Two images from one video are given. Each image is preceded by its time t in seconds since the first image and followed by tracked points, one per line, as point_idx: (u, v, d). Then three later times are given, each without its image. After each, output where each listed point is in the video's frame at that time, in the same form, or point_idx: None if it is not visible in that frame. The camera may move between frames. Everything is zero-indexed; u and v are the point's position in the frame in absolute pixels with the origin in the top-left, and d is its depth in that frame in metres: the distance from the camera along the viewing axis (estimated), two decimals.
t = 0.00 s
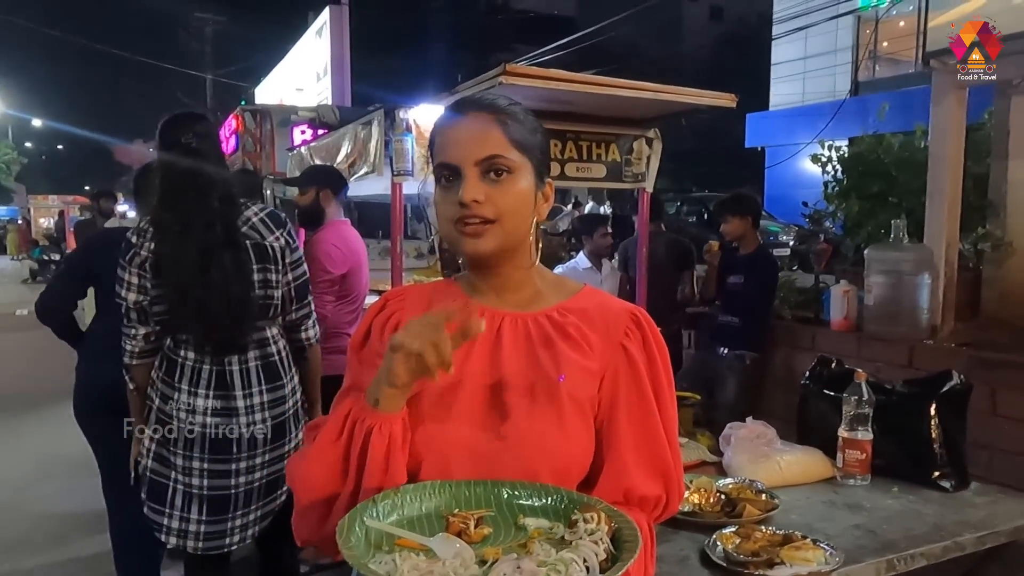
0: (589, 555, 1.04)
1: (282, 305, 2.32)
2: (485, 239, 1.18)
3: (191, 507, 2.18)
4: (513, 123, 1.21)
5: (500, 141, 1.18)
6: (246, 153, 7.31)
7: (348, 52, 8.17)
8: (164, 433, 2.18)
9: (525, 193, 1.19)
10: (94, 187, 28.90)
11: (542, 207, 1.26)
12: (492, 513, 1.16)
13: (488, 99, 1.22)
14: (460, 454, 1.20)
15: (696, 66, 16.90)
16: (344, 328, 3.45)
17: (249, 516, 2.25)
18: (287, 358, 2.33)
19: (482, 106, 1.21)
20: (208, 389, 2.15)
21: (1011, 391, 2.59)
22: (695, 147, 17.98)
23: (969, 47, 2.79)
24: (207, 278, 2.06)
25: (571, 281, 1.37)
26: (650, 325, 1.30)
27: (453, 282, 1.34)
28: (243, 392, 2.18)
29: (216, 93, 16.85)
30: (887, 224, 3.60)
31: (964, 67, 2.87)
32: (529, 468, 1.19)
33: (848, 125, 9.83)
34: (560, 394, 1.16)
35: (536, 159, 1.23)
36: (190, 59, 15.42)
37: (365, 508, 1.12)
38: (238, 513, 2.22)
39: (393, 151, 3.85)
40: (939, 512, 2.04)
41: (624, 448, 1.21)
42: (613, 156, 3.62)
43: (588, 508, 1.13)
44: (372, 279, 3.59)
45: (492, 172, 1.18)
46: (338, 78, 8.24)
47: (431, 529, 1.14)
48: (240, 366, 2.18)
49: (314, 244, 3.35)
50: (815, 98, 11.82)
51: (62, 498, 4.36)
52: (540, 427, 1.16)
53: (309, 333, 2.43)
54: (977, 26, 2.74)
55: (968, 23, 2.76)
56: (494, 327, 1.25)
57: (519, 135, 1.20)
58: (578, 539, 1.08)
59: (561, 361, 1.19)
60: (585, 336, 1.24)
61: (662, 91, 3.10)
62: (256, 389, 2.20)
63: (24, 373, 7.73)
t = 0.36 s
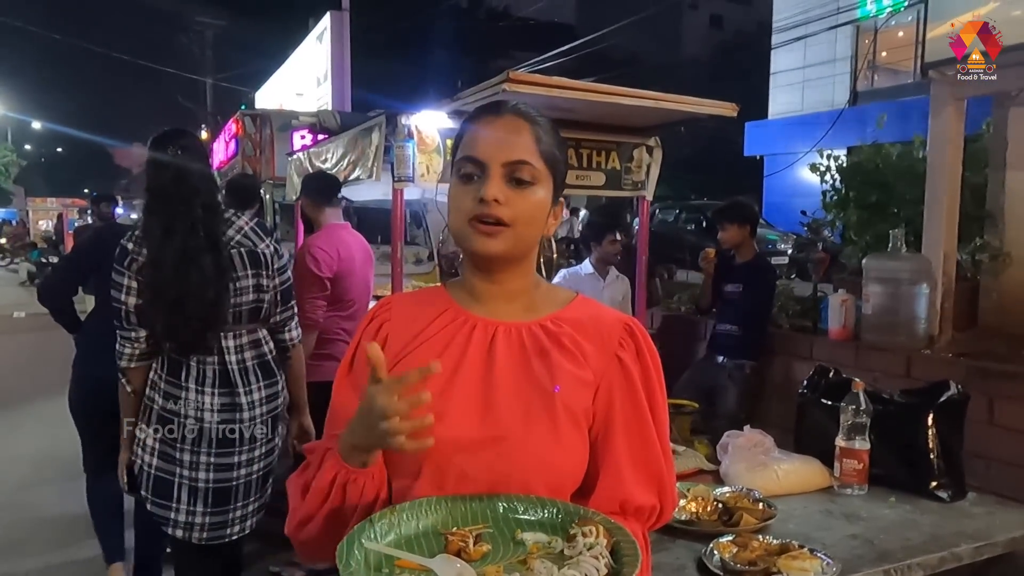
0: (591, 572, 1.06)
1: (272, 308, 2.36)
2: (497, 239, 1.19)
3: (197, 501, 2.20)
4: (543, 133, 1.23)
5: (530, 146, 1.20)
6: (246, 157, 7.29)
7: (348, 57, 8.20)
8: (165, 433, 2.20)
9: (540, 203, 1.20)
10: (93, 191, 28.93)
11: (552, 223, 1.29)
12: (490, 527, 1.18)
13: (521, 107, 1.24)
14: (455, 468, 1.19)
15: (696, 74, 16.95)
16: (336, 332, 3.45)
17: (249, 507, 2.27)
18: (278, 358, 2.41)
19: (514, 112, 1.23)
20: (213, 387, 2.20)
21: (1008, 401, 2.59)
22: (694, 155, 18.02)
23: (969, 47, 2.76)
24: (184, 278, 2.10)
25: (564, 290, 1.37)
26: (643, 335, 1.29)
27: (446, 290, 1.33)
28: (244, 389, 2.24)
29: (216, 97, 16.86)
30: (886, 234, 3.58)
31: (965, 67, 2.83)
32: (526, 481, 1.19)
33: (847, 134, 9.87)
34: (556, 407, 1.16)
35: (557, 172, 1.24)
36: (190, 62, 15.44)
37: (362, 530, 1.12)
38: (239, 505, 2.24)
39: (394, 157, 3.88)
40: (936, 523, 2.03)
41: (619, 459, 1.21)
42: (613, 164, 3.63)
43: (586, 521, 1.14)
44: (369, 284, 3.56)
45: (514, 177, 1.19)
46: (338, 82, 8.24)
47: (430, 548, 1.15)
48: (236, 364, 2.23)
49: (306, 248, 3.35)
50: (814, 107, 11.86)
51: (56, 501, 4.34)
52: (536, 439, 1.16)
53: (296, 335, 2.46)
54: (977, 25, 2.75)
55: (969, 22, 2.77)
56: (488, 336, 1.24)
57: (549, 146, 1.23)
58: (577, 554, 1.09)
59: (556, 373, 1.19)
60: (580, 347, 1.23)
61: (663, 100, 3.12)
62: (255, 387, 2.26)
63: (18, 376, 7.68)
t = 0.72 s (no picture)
0: (587, 568, 1.05)
1: (264, 312, 2.41)
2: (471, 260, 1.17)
3: (200, 485, 2.30)
4: (512, 141, 1.21)
5: (496, 156, 1.18)
6: (246, 162, 7.30)
7: (349, 62, 8.22)
8: (165, 432, 2.28)
9: (512, 212, 1.18)
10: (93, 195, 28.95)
11: (531, 229, 1.25)
12: (484, 529, 1.17)
13: (490, 115, 1.23)
14: (449, 472, 1.19)
15: (696, 81, 16.99)
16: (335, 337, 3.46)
17: (253, 489, 2.37)
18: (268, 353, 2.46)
19: (482, 121, 1.22)
20: (210, 385, 2.26)
21: (1007, 410, 2.59)
22: (694, 162, 18.06)
23: (969, 46, 2.78)
24: (195, 277, 2.17)
25: (554, 297, 1.37)
26: (632, 342, 1.30)
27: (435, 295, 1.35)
28: (239, 386, 2.30)
29: (217, 103, 16.89)
30: (885, 242, 3.59)
31: (964, 67, 2.83)
32: (518, 487, 1.19)
33: (846, 142, 9.90)
34: (548, 413, 1.16)
35: (530, 180, 1.22)
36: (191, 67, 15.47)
37: (359, 531, 1.11)
38: (241, 488, 2.34)
39: (396, 163, 3.87)
40: (935, 531, 2.03)
41: (611, 460, 1.21)
42: (614, 171, 3.64)
43: (580, 522, 1.14)
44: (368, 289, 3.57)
45: (482, 188, 1.18)
46: (339, 87, 8.26)
47: (427, 549, 1.15)
48: (231, 361, 2.28)
49: (308, 253, 3.34)
50: (813, 114, 11.90)
51: (54, 506, 4.33)
52: (528, 446, 1.15)
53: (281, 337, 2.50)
54: (977, 25, 2.79)
55: (969, 22, 2.82)
56: (480, 344, 1.25)
57: (517, 152, 1.20)
58: (573, 554, 1.09)
59: (548, 380, 1.18)
60: (571, 353, 1.23)
61: (668, 107, 3.13)
62: (249, 382, 2.32)
63: (16, 381, 7.67)
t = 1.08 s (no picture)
0: (595, 571, 1.05)
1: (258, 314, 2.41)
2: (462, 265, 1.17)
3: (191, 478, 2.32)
4: (502, 145, 1.21)
5: (486, 160, 1.18)
6: (251, 165, 7.32)
7: (353, 66, 8.24)
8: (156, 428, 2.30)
9: (502, 218, 1.18)
10: (98, 198, 29.03)
11: (524, 233, 1.24)
12: (489, 533, 1.17)
13: (481, 121, 1.23)
14: (452, 472, 1.19)
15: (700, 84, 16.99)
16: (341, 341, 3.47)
17: (242, 484, 2.37)
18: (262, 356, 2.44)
19: (473, 127, 1.22)
20: (200, 384, 2.27)
21: (1012, 413, 2.58)
22: (697, 165, 18.06)
23: (969, 47, 2.80)
24: (190, 279, 2.17)
25: (551, 299, 1.37)
26: (630, 342, 1.31)
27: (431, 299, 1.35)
28: (229, 385, 2.30)
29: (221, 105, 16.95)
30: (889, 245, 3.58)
31: (964, 68, 2.83)
32: (521, 488, 1.19)
33: (850, 145, 9.89)
34: (550, 414, 1.16)
35: (521, 185, 1.22)
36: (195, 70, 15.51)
37: (366, 539, 1.10)
38: (231, 482, 2.34)
39: (399, 166, 3.86)
40: (941, 535, 2.03)
41: (612, 460, 1.21)
42: (617, 174, 3.64)
43: (585, 524, 1.14)
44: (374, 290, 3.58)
45: (472, 194, 1.18)
46: (343, 90, 8.28)
47: (433, 555, 1.14)
48: (223, 361, 2.29)
49: (314, 257, 3.35)
50: (817, 117, 11.90)
51: (58, 508, 4.33)
52: (531, 445, 1.15)
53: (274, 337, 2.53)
54: (977, 26, 2.80)
55: (969, 23, 2.82)
56: (480, 345, 1.26)
57: (507, 156, 1.20)
58: (580, 556, 1.09)
59: (549, 381, 1.18)
60: (571, 354, 1.24)
61: (668, 110, 3.12)
62: (240, 383, 2.32)
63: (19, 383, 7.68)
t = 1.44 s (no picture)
0: (604, 565, 1.06)
1: (245, 313, 2.41)
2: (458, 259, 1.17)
3: (174, 476, 2.30)
4: (500, 142, 1.21)
5: (484, 158, 1.19)
6: (252, 164, 7.31)
7: (355, 65, 8.24)
8: (138, 425, 2.30)
9: (500, 214, 1.19)
10: (100, 198, 29.05)
11: (520, 230, 1.25)
12: (493, 530, 1.17)
13: (479, 117, 1.23)
14: (451, 471, 1.19)
15: (701, 83, 16.98)
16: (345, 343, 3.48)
17: (230, 483, 2.35)
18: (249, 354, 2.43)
19: (470, 124, 1.22)
20: (179, 383, 2.26)
21: (1015, 411, 2.58)
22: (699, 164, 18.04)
23: (968, 46, 2.79)
24: (169, 280, 2.17)
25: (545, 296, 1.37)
26: (625, 338, 1.31)
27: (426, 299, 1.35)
28: (210, 384, 2.28)
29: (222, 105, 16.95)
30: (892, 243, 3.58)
31: (964, 68, 2.83)
32: (521, 486, 1.19)
33: (852, 143, 9.88)
34: (547, 412, 1.16)
35: (519, 182, 1.22)
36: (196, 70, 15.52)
37: (372, 537, 1.10)
38: (218, 480, 2.33)
39: (400, 166, 3.87)
40: (944, 533, 2.03)
41: (610, 458, 1.21)
42: (618, 173, 3.64)
43: (591, 519, 1.15)
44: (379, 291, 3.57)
45: (470, 189, 1.18)
46: (344, 90, 8.28)
47: (440, 552, 1.15)
48: (205, 360, 2.28)
49: (318, 259, 3.35)
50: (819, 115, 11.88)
51: (59, 508, 4.33)
52: (529, 445, 1.15)
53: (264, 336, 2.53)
54: (977, 26, 2.79)
55: (969, 22, 2.81)
56: (476, 345, 1.26)
57: (505, 153, 1.20)
58: (588, 550, 1.09)
59: (546, 379, 1.19)
60: (567, 353, 1.24)
61: (670, 109, 3.12)
62: (221, 382, 2.30)
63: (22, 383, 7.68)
